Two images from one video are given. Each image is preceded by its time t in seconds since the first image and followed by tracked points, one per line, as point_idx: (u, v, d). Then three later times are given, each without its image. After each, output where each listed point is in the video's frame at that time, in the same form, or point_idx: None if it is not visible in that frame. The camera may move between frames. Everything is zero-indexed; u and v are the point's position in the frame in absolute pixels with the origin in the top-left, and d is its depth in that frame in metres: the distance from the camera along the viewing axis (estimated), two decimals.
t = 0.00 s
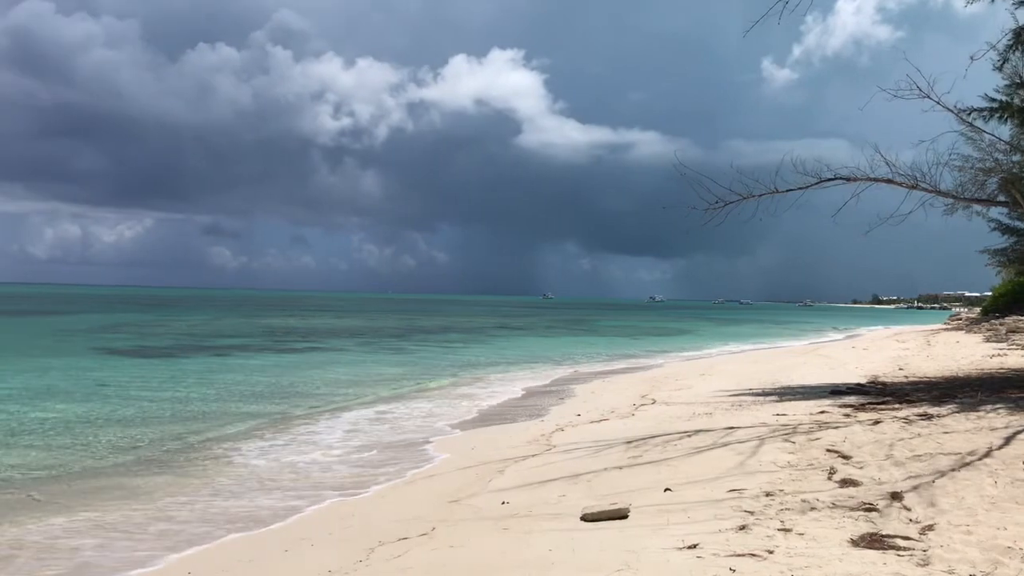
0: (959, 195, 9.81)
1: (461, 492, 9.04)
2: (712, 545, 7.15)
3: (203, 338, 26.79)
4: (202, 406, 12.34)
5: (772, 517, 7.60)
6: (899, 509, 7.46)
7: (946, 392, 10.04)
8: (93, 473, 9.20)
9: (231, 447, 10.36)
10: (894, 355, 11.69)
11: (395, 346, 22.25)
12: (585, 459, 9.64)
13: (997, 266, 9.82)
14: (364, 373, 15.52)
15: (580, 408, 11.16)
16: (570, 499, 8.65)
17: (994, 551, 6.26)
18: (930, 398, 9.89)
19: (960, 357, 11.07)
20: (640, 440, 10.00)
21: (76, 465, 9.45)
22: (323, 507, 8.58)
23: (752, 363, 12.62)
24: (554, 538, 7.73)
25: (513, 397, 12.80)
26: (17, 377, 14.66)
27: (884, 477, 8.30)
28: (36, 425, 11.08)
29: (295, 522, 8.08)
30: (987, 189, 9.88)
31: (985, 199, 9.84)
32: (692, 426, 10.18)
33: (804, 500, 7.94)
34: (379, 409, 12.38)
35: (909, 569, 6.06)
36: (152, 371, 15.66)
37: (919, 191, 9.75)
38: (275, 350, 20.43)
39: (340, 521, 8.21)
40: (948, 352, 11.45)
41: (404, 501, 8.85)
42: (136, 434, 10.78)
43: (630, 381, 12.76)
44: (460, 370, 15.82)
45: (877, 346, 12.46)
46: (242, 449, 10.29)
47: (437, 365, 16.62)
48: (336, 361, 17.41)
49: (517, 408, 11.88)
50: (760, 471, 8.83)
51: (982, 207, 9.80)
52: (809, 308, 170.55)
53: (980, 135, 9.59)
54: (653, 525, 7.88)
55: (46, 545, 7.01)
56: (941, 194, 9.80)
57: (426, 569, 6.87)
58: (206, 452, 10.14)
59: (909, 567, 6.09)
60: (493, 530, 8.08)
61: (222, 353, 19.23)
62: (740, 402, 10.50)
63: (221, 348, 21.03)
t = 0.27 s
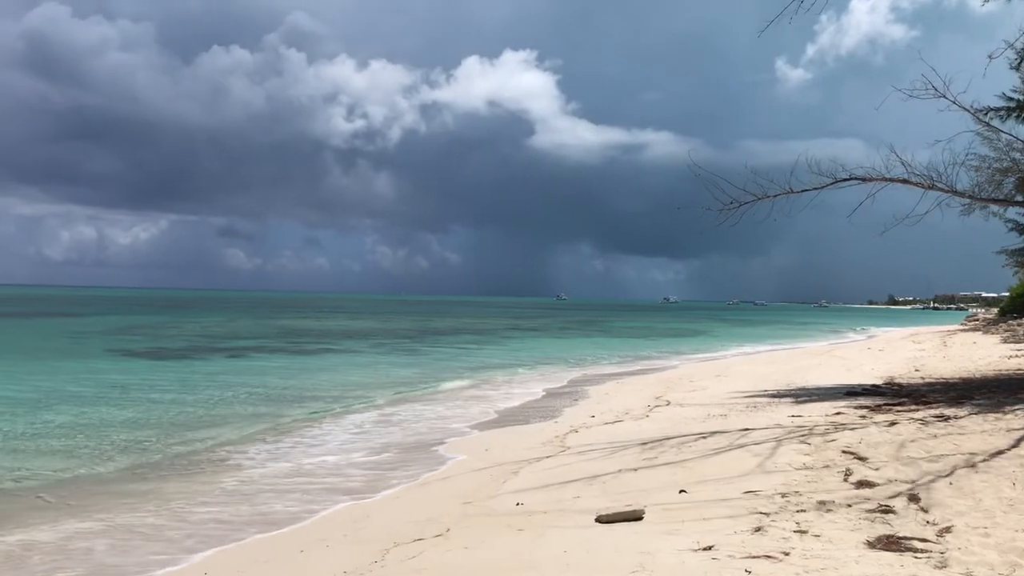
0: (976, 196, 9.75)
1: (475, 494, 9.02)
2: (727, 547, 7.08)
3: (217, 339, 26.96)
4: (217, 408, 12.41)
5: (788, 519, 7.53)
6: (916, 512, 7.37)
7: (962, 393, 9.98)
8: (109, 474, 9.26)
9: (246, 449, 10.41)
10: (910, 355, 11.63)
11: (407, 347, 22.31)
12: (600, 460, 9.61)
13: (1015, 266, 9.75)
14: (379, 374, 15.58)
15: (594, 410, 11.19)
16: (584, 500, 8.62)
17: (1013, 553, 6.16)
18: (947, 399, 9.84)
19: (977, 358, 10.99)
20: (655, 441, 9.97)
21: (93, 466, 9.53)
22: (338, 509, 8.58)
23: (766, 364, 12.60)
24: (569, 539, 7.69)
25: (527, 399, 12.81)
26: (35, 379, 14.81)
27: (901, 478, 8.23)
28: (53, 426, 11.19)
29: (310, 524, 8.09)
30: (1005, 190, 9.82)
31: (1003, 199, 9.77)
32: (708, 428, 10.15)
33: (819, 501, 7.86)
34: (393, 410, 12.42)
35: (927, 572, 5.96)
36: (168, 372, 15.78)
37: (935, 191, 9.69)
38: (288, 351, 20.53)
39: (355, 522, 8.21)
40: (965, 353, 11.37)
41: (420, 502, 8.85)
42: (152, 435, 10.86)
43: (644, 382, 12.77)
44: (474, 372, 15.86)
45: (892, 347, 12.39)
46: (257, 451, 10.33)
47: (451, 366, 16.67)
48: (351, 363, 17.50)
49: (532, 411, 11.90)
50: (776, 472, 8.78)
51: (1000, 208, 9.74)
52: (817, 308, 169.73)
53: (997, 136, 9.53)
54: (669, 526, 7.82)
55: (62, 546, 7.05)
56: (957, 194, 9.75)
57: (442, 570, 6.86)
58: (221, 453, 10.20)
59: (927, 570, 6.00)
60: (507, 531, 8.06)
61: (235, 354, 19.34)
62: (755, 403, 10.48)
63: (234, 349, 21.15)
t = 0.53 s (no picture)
0: (990, 195, 9.70)
1: (488, 496, 9.01)
2: (741, 549, 7.02)
3: (229, 341, 27.10)
4: (230, 411, 12.46)
5: (801, 520, 7.47)
6: (931, 513, 7.29)
7: (977, 394, 9.92)
8: (122, 476, 9.29)
9: (258, 451, 10.43)
10: (924, 357, 11.56)
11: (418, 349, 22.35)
12: (612, 462, 9.60)
13: None
14: (390, 377, 15.61)
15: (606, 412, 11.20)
16: (597, 502, 8.59)
17: None
18: (961, 400, 9.78)
19: (992, 359, 10.91)
20: (668, 443, 9.96)
21: (108, 468, 9.57)
22: (351, 511, 8.58)
23: (779, 366, 12.57)
24: (581, 541, 7.65)
25: (538, 402, 12.80)
26: (51, 382, 14.94)
27: (915, 480, 8.16)
28: (67, 429, 11.26)
29: (323, 526, 8.09)
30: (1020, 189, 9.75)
31: (1018, 199, 9.71)
32: (720, 430, 10.13)
33: (834, 503, 7.79)
34: (405, 413, 12.44)
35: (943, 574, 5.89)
36: (181, 374, 15.87)
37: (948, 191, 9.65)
38: (299, 353, 20.61)
39: (368, 524, 8.19)
40: (979, 354, 11.29)
41: (432, 504, 8.83)
42: (166, 437, 10.91)
43: (656, 384, 12.78)
44: (486, 374, 15.87)
45: (906, 348, 12.33)
46: (269, 453, 10.35)
47: (462, 368, 16.69)
48: (362, 365, 17.54)
49: (544, 414, 11.91)
50: (789, 474, 8.74)
51: (1015, 207, 9.67)
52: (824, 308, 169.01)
53: (1011, 135, 9.47)
54: (682, 527, 7.78)
55: (75, 547, 7.07)
56: (971, 194, 9.69)
57: (455, 571, 6.84)
58: (234, 455, 10.23)
59: (942, 571, 5.92)
60: (520, 533, 8.03)
61: (246, 356, 19.43)
62: (767, 405, 10.47)
63: (245, 351, 21.24)
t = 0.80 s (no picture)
0: (1001, 195, 9.65)
1: (498, 497, 8.99)
2: (752, 551, 6.97)
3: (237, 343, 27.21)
4: (239, 413, 12.50)
5: (812, 522, 7.42)
6: (943, 515, 7.24)
7: (989, 395, 9.87)
8: (132, 478, 9.32)
9: (267, 453, 10.44)
10: (935, 357, 11.51)
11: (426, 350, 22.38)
12: (622, 464, 9.58)
13: None
14: (399, 378, 15.63)
15: (616, 413, 11.20)
16: (607, 504, 8.57)
17: None
18: (973, 401, 9.73)
19: (1005, 360, 10.85)
20: (678, 444, 9.94)
21: (119, 470, 9.61)
22: (360, 512, 8.58)
23: (789, 367, 12.55)
24: (590, 543, 7.62)
25: (547, 404, 12.80)
26: (63, 384, 15.05)
27: (927, 481, 8.10)
28: (79, 431, 11.33)
29: (333, 527, 8.09)
30: None
31: None
32: (731, 431, 10.11)
33: (845, 505, 7.73)
34: (414, 415, 12.45)
35: None
36: (191, 376, 15.94)
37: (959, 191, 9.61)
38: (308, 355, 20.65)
39: (378, 526, 8.19)
40: (991, 355, 11.23)
41: (442, 506, 8.82)
42: (177, 440, 10.95)
43: (665, 385, 12.77)
44: (494, 375, 15.87)
45: (917, 349, 12.27)
46: (278, 455, 10.37)
47: (471, 370, 16.69)
48: (371, 366, 17.57)
49: (554, 416, 11.91)
50: (800, 475, 8.70)
51: None
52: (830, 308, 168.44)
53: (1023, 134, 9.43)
54: (692, 529, 7.75)
55: (85, 549, 7.09)
56: (982, 194, 9.65)
57: (465, 572, 6.83)
58: (244, 457, 10.25)
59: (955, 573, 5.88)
60: (530, 534, 8.01)
61: (255, 358, 19.49)
62: (778, 406, 10.45)
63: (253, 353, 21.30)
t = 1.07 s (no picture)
0: (1011, 196, 9.63)
1: (507, 498, 9.00)
2: (761, 553, 6.96)
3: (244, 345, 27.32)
4: (248, 414, 12.54)
5: (822, 524, 7.41)
6: (952, 516, 7.22)
7: (999, 396, 9.85)
8: (141, 479, 9.35)
9: (277, 455, 10.48)
10: (945, 359, 11.48)
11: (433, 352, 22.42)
12: (631, 465, 9.59)
13: None
14: (407, 379, 15.67)
15: (625, 415, 11.22)
16: (616, 505, 8.58)
17: None
18: (983, 403, 9.70)
19: (1015, 362, 10.81)
20: (687, 446, 9.95)
21: (129, 471, 9.65)
22: (370, 513, 8.60)
23: (797, 368, 12.55)
24: (599, 544, 7.61)
25: (555, 405, 12.81)
26: (74, 385, 15.15)
27: (937, 483, 8.08)
28: (90, 432, 11.40)
29: (342, 528, 8.11)
30: None
31: None
32: (740, 433, 10.12)
33: (855, 507, 7.71)
34: (423, 416, 12.48)
35: None
36: (201, 377, 16.02)
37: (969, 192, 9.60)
38: (315, 356, 20.72)
39: (387, 526, 8.21)
40: (1001, 356, 11.20)
41: (451, 507, 8.83)
42: (187, 441, 11.00)
43: (673, 387, 12.78)
44: (502, 376, 15.89)
45: (926, 350, 12.25)
46: (287, 456, 10.40)
47: (479, 371, 16.72)
48: (379, 367, 17.62)
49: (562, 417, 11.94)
50: (809, 477, 8.69)
51: None
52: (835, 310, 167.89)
53: None
54: (701, 530, 7.74)
55: (95, 549, 7.12)
56: (992, 195, 9.63)
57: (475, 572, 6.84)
58: (253, 458, 10.29)
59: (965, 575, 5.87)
60: (539, 536, 8.00)
61: (263, 359, 19.57)
62: (786, 408, 10.46)
63: (261, 355, 21.37)
